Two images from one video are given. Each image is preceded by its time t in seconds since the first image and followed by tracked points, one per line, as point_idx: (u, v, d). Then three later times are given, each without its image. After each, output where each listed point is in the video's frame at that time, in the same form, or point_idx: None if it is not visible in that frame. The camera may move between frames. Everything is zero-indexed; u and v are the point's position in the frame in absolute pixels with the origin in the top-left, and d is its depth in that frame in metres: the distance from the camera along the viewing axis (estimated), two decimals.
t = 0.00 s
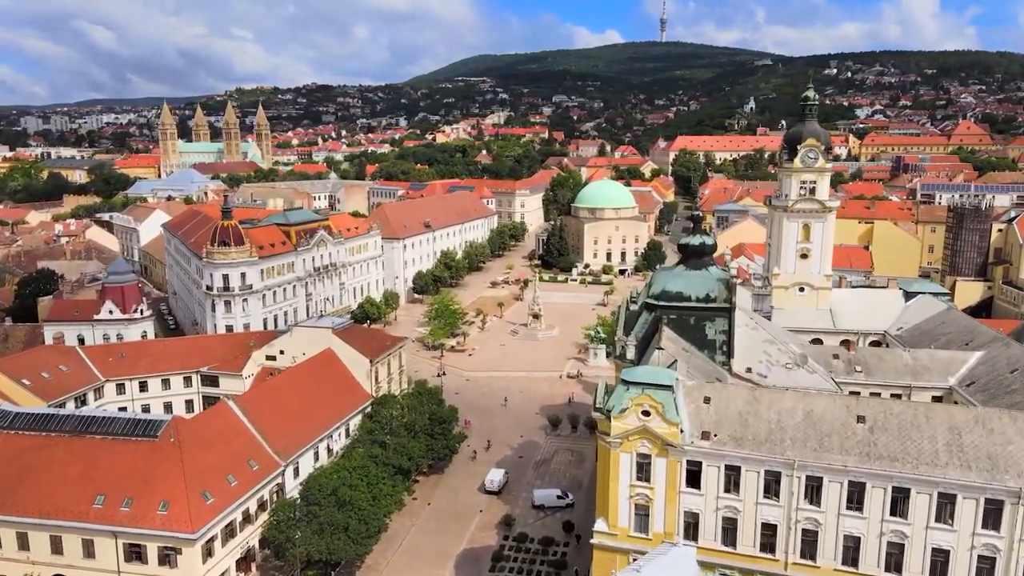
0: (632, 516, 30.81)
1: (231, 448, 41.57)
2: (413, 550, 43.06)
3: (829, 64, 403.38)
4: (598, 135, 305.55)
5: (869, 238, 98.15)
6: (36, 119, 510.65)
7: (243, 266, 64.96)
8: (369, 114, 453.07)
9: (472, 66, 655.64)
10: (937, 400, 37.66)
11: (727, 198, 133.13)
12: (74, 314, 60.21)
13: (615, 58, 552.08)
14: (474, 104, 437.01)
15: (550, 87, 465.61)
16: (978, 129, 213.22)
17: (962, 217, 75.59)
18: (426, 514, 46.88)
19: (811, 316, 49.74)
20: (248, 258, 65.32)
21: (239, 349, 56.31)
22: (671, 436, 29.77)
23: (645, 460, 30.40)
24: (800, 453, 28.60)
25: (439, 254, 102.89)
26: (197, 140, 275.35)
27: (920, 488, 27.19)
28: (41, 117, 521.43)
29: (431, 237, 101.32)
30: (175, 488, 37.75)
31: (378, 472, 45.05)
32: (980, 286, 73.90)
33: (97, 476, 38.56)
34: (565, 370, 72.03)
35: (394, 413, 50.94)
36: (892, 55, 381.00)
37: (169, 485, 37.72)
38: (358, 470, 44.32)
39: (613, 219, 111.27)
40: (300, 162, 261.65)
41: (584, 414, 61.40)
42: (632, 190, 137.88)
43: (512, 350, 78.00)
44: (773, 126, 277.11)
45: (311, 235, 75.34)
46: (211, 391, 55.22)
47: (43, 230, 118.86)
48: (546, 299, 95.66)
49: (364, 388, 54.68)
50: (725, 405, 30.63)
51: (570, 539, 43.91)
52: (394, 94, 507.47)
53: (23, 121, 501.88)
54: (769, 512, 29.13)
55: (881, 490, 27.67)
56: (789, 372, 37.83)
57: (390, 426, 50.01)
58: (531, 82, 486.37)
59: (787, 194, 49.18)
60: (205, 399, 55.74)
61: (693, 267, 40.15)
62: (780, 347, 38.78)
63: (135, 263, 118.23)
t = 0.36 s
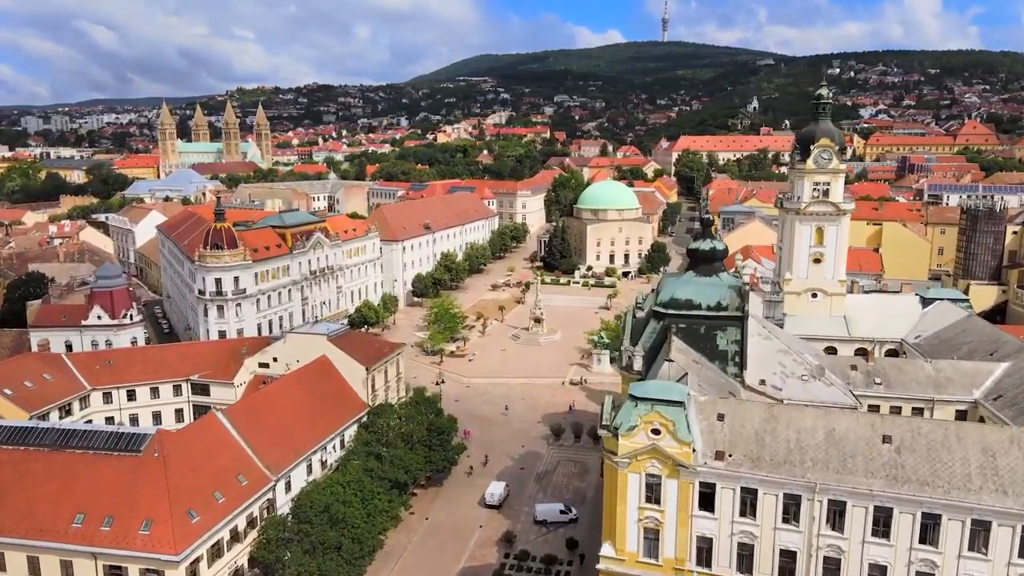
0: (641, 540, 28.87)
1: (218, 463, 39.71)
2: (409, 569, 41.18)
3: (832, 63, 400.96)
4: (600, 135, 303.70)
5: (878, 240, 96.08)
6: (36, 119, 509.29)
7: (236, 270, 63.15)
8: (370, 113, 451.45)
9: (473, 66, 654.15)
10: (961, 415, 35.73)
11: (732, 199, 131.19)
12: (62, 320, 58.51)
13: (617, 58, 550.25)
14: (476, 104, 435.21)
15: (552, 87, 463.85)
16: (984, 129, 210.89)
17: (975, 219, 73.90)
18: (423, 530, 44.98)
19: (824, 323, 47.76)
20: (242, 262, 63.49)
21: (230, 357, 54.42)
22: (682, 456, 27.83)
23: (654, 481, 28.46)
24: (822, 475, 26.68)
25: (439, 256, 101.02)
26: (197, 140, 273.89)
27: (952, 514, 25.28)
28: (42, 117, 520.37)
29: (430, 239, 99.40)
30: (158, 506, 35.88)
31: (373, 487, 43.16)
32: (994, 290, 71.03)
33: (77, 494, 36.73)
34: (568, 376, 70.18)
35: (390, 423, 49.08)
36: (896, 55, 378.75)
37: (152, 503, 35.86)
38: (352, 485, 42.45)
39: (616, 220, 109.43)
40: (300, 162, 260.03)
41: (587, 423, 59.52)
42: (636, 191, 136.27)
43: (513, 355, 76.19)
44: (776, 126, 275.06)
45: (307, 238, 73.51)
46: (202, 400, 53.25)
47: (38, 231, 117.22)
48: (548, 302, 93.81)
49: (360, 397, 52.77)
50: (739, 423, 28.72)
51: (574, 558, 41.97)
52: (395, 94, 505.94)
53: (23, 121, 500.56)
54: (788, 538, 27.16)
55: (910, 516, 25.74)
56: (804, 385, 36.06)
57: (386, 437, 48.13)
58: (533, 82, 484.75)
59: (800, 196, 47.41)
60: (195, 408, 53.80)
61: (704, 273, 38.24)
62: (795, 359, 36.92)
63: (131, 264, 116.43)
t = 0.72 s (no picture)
0: (649, 568, 27.02)
1: (205, 478, 37.87)
2: None
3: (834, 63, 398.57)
4: (601, 135, 301.93)
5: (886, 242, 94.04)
6: (35, 119, 508.08)
7: (229, 274, 61.24)
8: (371, 113, 449.91)
9: (473, 66, 652.78)
10: (988, 431, 33.81)
11: (736, 200, 129.17)
12: (49, 325, 56.56)
13: (619, 58, 548.44)
14: (477, 104, 433.46)
15: (553, 86, 462.08)
16: (990, 128, 208.61)
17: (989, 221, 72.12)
18: (420, 547, 43.09)
19: (839, 331, 45.88)
20: (235, 265, 61.52)
21: (222, 365, 52.59)
22: (695, 478, 25.94)
23: (665, 504, 26.57)
24: (846, 500, 24.78)
25: (439, 258, 99.16)
26: (196, 140, 272.41)
27: (988, 544, 23.39)
28: (42, 117, 519.28)
29: (430, 240, 97.52)
30: (139, 526, 33.98)
31: (367, 502, 41.25)
32: (1009, 294, 68.86)
33: (54, 511, 34.91)
34: (571, 382, 68.30)
35: (386, 435, 47.19)
36: (899, 55, 376.58)
37: (132, 522, 33.99)
38: (345, 501, 40.57)
39: (619, 221, 107.69)
40: (300, 162, 258.31)
41: (590, 432, 57.61)
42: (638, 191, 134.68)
43: (514, 360, 74.35)
44: (779, 126, 273.12)
45: (302, 239, 71.65)
46: (191, 409, 51.38)
47: (31, 232, 115.44)
48: (550, 305, 91.94)
49: (355, 406, 50.94)
50: (756, 442, 26.82)
51: None
52: (395, 94, 504.41)
53: (23, 121, 499.36)
54: (809, 567, 25.25)
55: (942, 546, 23.85)
56: (820, 399, 34.12)
57: (382, 449, 46.30)
58: (534, 82, 482.99)
59: (813, 198, 45.54)
60: (184, 417, 51.93)
61: (714, 279, 36.42)
62: (811, 370, 35.00)
63: (126, 266, 114.74)
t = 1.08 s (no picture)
0: None
1: (190, 494, 36.17)
2: None
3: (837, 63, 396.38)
4: (603, 135, 300.08)
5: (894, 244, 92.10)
6: (36, 119, 507.20)
7: (221, 278, 59.51)
8: (372, 113, 448.33)
9: (474, 66, 651.20)
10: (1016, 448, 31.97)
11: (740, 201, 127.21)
12: (34, 332, 54.82)
13: (620, 58, 546.58)
14: (477, 104, 431.69)
15: (554, 86, 460.20)
16: (995, 128, 206.58)
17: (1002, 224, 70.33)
18: (417, 565, 41.27)
19: (854, 339, 44.05)
20: (227, 269, 59.75)
21: (212, 374, 50.80)
22: (709, 504, 24.06)
23: (676, 531, 24.69)
24: (873, 529, 22.92)
25: (438, 260, 97.36)
26: (195, 140, 270.76)
27: None
28: (42, 117, 518.10)
29: (429, 242, 95.72)
30: (118, 547, 32.25)
31: (360, 519, 39.48)
32: None
33: (29, 531, 33.18)
34: (574, 389, 66.43)
35: (381, 446, 45.41)
36: (902, 54, 374.38)
37: (111, 544, 32.24)
38: (337, 518, 38.78)
39: (622, 223, 105.87)
40: (299, 162, 256.67)
41: (593, 441, 55.77)
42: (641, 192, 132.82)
43: (515, 366, 72.47)
44: (782, 125, 271.24)
45: (298, 242, 69.93)
46: (180, 419, 49.57)
47: (25, 233, 113.78)
48: (552, 309, 90.18)
49: (350, 416, 49.29)
50: (775, 464, 24.95)
51: None
52: (396, 94, 502.72)
53: (23, 121, 498.49)
54: None
55: None
56: (838, 414, 32.28)
57: (377, 462, 44.51)
58: (535, 82, 481.26)
59: (825, 201, 43.79)
60: (173, 427, 50.09)
61: (725, 287, 34.65)
62: (828, 383, 33.18)
63: (121, 269, 113.07)
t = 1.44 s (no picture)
0: None
1: (173, 511, 34.39)
2: None
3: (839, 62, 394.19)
4: (604, 135, 298.20)
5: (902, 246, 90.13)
6: (36, 119, 505.95)
7: (212, 282, 57.63)
8: (372, 113, 446.73)
9: (475, 65, 649.65)
10: None
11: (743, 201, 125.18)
12: (18, 338, 53.01)
13: (621, 58, 544.80)
14: (478, 104, 429.84)
15: (555, 86, 458.40)
16: (1000, 128, 204.56)
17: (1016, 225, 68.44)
18: None
19: (869, 347, 42.25)
20: (218, 273, 57.90)
21: (201, 383, 48.98)
22: (726, 533, 22.21)
23: (690, 561, 22.84)
24: (904, 563, 21.15)
25: (437, 263, 95.46)
26: (194, 140, 269.16)
27: None
28: (42, 117, 516.79)
29: (428, 244, 93.82)
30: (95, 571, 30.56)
31: (354, 536, 37.70)
32: None
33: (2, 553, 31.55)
34: (576, 396, 64.54)
35: (376, 458, 43.60)
36: (905, 54, 372.50)
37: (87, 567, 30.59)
38: (329, 537, 37.02)
39: (625, 224, 103.97)
40: (299, 163, 254.96)
41: (596, 451, 53.91)
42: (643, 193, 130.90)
43: (515, 371, 70.62)
44: (784, 125, 269.36)
45: (292, 244, 68.10)
46: (169, 429, 47.73)
47: (18, 234, 112.09)
48: (553, 312, 88.35)
49: (344, 426, 47.46)
50: (797, 490, 23.09)
51: None
52: (397, 94, 501.06)
53: (23, 121, 497.16)
54: None
55: None
56: (859, 430, 30.46)
57: (372, 475, 42.73)
58: (536, 82, 479.53)
59: (840, 203, 41.97)
60: (161, 438, 48.25)
61: (737, 294, 32.84)
62: (848, 397, 31.31)
63: (116, 271, 111.23)
